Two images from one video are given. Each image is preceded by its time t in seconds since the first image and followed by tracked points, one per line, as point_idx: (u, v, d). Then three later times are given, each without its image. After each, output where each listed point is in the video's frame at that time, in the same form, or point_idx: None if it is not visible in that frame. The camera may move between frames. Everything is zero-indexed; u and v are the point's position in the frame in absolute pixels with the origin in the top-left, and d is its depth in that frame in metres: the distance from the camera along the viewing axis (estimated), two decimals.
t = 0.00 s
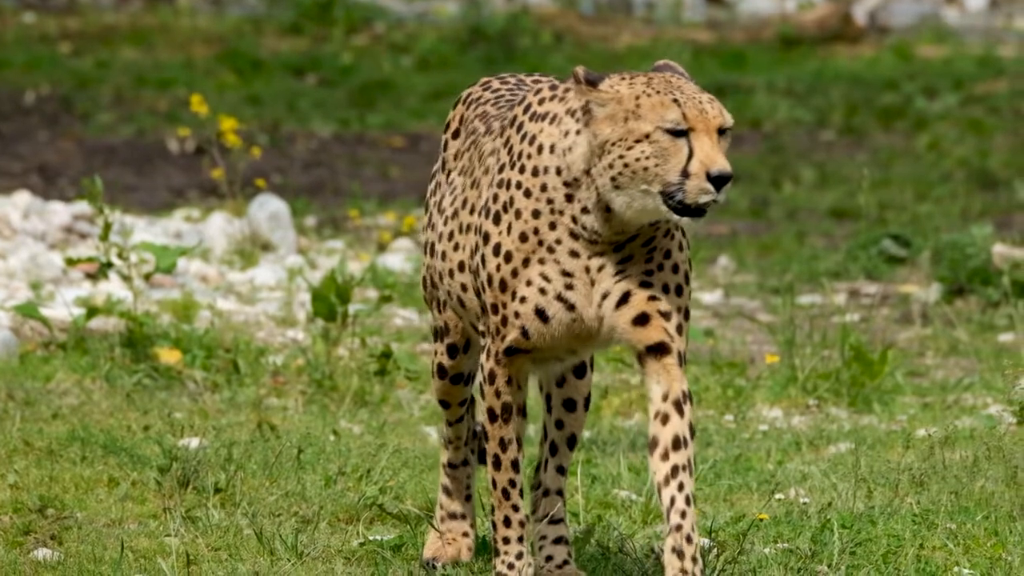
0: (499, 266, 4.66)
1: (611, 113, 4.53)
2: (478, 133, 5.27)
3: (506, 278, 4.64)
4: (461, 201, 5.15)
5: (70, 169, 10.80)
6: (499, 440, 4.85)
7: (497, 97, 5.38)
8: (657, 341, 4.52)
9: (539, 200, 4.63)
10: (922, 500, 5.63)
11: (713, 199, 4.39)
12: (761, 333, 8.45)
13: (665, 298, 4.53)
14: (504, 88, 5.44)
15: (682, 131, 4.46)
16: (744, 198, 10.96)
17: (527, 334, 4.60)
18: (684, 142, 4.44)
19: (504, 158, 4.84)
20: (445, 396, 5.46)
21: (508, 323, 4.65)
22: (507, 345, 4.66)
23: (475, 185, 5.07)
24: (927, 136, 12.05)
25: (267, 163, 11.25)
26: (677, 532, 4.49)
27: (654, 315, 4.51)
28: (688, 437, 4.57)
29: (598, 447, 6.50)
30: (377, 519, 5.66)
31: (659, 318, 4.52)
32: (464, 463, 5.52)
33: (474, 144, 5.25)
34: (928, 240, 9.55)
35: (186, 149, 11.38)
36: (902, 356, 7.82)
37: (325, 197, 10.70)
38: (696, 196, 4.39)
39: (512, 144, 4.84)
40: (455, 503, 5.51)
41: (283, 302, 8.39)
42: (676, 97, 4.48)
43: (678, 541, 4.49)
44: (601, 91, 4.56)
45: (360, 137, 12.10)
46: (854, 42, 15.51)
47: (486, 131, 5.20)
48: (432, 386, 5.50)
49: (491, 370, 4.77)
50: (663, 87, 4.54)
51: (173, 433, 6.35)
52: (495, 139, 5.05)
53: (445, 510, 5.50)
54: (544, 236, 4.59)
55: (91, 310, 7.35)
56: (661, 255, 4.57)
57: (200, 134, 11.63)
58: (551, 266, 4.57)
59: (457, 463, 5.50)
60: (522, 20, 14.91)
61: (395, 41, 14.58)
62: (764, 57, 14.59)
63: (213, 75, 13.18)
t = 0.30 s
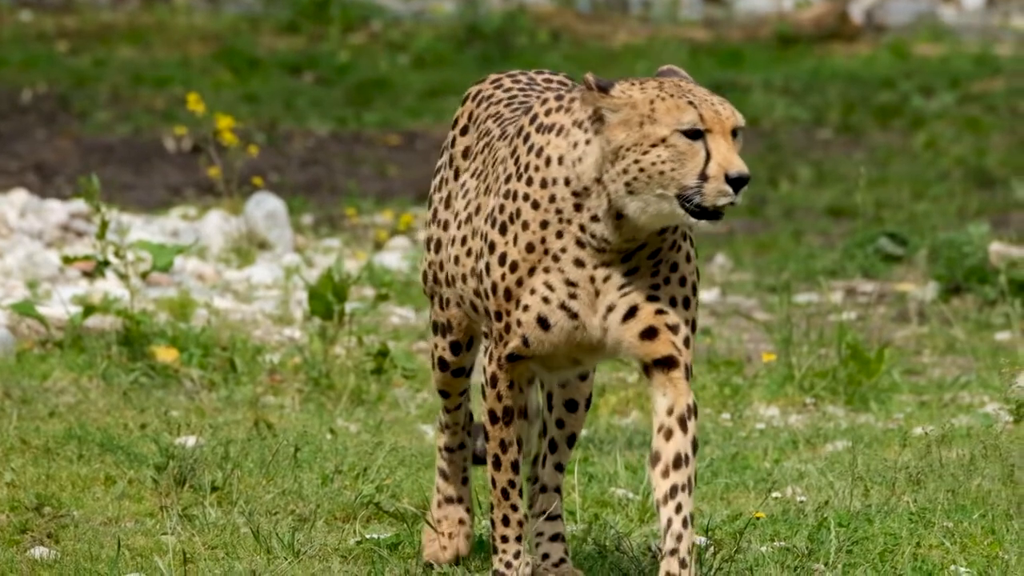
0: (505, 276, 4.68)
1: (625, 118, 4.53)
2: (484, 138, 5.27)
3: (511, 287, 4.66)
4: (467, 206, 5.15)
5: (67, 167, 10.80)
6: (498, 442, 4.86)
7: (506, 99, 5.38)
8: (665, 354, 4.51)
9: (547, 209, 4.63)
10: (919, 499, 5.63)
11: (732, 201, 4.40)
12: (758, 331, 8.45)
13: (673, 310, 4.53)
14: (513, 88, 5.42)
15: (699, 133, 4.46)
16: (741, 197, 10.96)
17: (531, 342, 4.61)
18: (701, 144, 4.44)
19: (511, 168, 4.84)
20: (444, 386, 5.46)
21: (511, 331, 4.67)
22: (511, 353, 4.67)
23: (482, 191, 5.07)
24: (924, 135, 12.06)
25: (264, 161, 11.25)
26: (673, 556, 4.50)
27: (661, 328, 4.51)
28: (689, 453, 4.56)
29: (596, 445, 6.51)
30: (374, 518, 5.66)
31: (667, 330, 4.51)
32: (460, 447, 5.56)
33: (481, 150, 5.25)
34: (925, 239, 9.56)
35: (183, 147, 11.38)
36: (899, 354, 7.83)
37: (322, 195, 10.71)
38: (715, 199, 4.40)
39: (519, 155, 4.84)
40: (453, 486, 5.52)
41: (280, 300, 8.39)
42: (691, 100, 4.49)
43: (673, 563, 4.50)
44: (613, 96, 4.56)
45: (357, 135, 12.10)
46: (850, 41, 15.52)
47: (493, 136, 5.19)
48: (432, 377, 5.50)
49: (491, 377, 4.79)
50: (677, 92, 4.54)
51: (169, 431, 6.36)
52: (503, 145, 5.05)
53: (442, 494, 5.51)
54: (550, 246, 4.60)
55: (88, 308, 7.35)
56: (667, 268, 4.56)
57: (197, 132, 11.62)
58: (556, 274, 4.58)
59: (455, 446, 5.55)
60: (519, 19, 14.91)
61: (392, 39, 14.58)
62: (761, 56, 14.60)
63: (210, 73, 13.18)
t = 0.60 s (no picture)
0: (513, 288, 4.65)
1: (641, 125, 4.46)
2: (491, 139, 5.21)
3: (518, 299, 4.63)
4: (475, 210, 5.10)
5: (63, 166, 10.80)
6: (496, 442, 4.85)
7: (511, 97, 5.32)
8: (674, 356, 4.53)
9: (557, 221, 4.59)
10: (916, 497, 5.62)
11: (753, 205, 4.35)
12: (754, 330, 8.45)
13: (685, 314, 4.54)
14: (523, 86, 5.36)
15: (718, 137, 4.41)
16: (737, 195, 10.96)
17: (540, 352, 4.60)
18: (720, 149, 4.40)
19: (519, 179, 4.78)
20: (444, 379, 5.44)
21: (518, 341, 4.65)
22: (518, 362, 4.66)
23: (489, 196, 5.02)
24: (920, 133, 12.06)
25: (261, 159, 11.25)
26: (667, 559, 4.52)
27: (672, 332, 4.51)
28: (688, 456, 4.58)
29: (592, 444, 6.51)
30: (371, 516, 5.66)
31: (678, 334, 4.52)
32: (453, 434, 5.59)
33: (488, 153, 5.19)
34: (921, 238, 9.56)
35: (179, 145, 11.38)
36: (895, 352, 7.83)
37: (319, 194, 10.71)
38: (736, 203, 4.35)
39: (527, 165, 4.79)
40: (449, 474, 5.54)
41: (277, 298, 8.39)
42: (708, 105, 4.45)
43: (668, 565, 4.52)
44: (628, 104, 4.50)
45: (354, 134, 12.10)
46: (847, 39, 15.52)
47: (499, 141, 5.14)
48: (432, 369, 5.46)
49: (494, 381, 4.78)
50: (693, 97, 4.51)
51: (165, 429, 6.36)
52: (510, 148, 5.00)
53: (437, 483, 5.52)
54: (560, 258, 4.57)
55: (85, 307, 7.35)
56: (679, 271, 4.54)
57: (193, 130, 11.62)
58: (565, 285, 4.55)
59: (450, 433, 5.59)
60: (516, 17, 14.91)
61: (388, 38, 14.59)
62: (758, 54, 14.61)
63: (206, 71, 13.18)
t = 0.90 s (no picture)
0: (523, 293, 4.59)
1: (659, 127, 4.45)
2: (498, 138, 5.17)
3: (529, 305, 4.58)
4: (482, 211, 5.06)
5: (60, 164, 10.80)
6: (500, 442, 4.85)
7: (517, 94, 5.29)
8: (689, 352, 4.53)
9: (569, 227, 4.54)
10: (912, 496, 5.62)
11: (774, 205, 4.37)
12: (751, 328, 8.46)
13: (702, 308, 4.53)
14: (532, 84, 5.33)
15: (739, 137, 4.40)
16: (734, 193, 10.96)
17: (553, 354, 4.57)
18: (740, 149, 4.39)
19: (525, 187, 4.72)
20: (445, 374, 5.44)
21: (529, 344, 4.61)
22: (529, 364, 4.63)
23: (497, 197, 4.97)
24: (916, 133, 12.07)
25: (257, 157, 11.25)
26: (667, 558, 4.51)
27: (691, 327, 4.51)
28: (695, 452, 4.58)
29: (589, 442, 6.51)
30: (367, 515, 5.65)
31: (694, 331, 4.51)
32: (451, 425, 5.59)
33: (494, 153, 5.15)
34: (917, 236, 9.57)
35: (175, 144, 11.37)
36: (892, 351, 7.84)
37: (315, 192, 10.71)
38: (758, 203, 4.36)
39: (533, 168, 4.73)
40: (447, 465, 5.54)
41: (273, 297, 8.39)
42: (728, 105, 4.43)
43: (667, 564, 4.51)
44: (647, 107, 4.48)
45: (350, 132, 12.09)
46: (843, 38, 15.53)
47: (504, 143, 5.09)
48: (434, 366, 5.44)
49: (500, 381, 4.77)
50: (711, 97, 4.48)
51: (162, 428, 6.36)
52: (517, 147, 4.96)
53: (435, 475, 5.52)
54: (572, 262, 4.52)
55: (81, 305, 7.33)
56: (696, 264, 4.54)
57: (190, 130, 11.62)
58: (578, 289, 4.51)
59: (448, 423, 5.58)
60: (513, 16, 14.91)
61: (385, 36, 14.59)
62: (754, 53, 14.61)
63: (203, 70, 13.18)
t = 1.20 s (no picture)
0: (533, 297, 4.59)
1: (676, 120, 4.45)
2: (505, 135, 5.16)
3: (540, 308, 4.58)
4: (491, 209, 5.05)
5: (55, 163, 10.79)
6: (507, 446, 4.84)
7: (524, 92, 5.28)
8: (696, 348, 4.53)
9: (580, 227, 4.54)
10: (908, 495, 5.61)
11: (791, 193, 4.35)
12: (748, 327, 8.46)
13: (711, 304, 4.52)
14: (539, 81, 5.31)
15: (755, 126, 4.38)
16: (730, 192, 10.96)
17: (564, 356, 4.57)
18: (757, 138, 4.37)
19: (535, 188, 4.72)
20: (451, 371, 5.41)
21: (541, 347, 4.61)
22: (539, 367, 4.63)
23: (505, 195, 4.97)
24: (912, 132, 12.07)
25: (253, 156, 11.24)
26: (666, 556, 4.52)
27: (700, 325, 4.50)
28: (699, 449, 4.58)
29: (585, 441, 6.52)
30: (363, 514, 5.66)
31: (702, 327, 4.51)
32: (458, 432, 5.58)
33: (500, 151, 5.14)
34: (913, 235, 9.57)
35: (171, 143, 11.37)
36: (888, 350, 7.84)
37: (311, 190, 10.71)
38: (776, 191, 4.34)
39: (543, 168, 4.73)
40: (456, 469, 5.52)
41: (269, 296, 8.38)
42: (744, 95, 4.42)
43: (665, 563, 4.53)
44: (663, 100, 4.48)
45: (346, 131, 12.09)
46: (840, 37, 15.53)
47: (511, 142, 5.08)
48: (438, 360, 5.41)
49: (510, 385, 4.76)
50: (725, 88, 4.47)
51: (158, 427, 6.36)
52: (525, 145, 4.95)
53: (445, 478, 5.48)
54: (583, 263, 4.51)
55: (77, 304, 7.32)
56: (705, 258, 4.54)
57: (186, 128, 11.61)
58: (589, 289, 4.51)
59: (454, 429, 5.57)
60: (509, 15, 14.91)
61: (381, 35, 14.59)
62: (750, 51, 14.61)
63: (199, 68, 13.17)
